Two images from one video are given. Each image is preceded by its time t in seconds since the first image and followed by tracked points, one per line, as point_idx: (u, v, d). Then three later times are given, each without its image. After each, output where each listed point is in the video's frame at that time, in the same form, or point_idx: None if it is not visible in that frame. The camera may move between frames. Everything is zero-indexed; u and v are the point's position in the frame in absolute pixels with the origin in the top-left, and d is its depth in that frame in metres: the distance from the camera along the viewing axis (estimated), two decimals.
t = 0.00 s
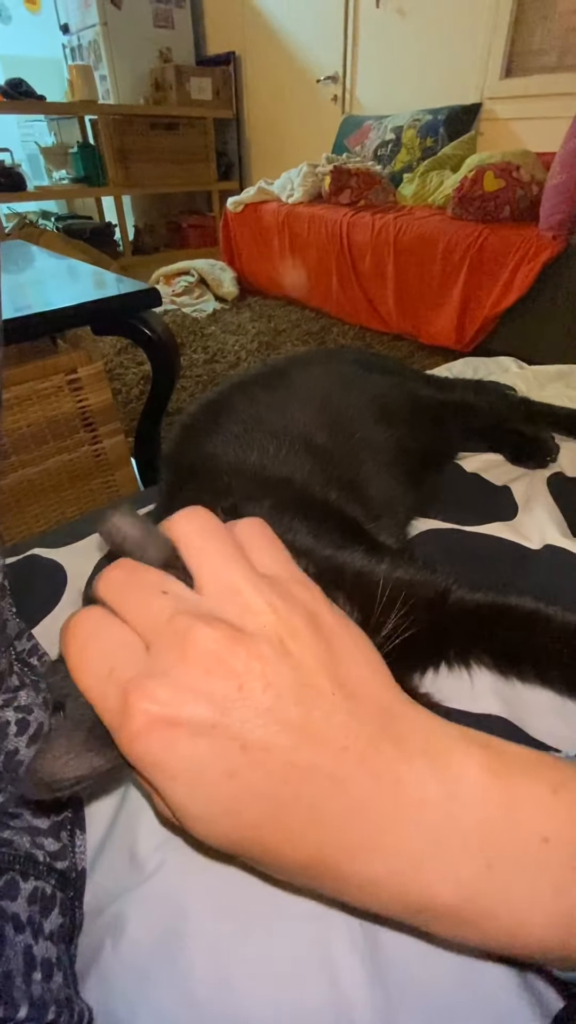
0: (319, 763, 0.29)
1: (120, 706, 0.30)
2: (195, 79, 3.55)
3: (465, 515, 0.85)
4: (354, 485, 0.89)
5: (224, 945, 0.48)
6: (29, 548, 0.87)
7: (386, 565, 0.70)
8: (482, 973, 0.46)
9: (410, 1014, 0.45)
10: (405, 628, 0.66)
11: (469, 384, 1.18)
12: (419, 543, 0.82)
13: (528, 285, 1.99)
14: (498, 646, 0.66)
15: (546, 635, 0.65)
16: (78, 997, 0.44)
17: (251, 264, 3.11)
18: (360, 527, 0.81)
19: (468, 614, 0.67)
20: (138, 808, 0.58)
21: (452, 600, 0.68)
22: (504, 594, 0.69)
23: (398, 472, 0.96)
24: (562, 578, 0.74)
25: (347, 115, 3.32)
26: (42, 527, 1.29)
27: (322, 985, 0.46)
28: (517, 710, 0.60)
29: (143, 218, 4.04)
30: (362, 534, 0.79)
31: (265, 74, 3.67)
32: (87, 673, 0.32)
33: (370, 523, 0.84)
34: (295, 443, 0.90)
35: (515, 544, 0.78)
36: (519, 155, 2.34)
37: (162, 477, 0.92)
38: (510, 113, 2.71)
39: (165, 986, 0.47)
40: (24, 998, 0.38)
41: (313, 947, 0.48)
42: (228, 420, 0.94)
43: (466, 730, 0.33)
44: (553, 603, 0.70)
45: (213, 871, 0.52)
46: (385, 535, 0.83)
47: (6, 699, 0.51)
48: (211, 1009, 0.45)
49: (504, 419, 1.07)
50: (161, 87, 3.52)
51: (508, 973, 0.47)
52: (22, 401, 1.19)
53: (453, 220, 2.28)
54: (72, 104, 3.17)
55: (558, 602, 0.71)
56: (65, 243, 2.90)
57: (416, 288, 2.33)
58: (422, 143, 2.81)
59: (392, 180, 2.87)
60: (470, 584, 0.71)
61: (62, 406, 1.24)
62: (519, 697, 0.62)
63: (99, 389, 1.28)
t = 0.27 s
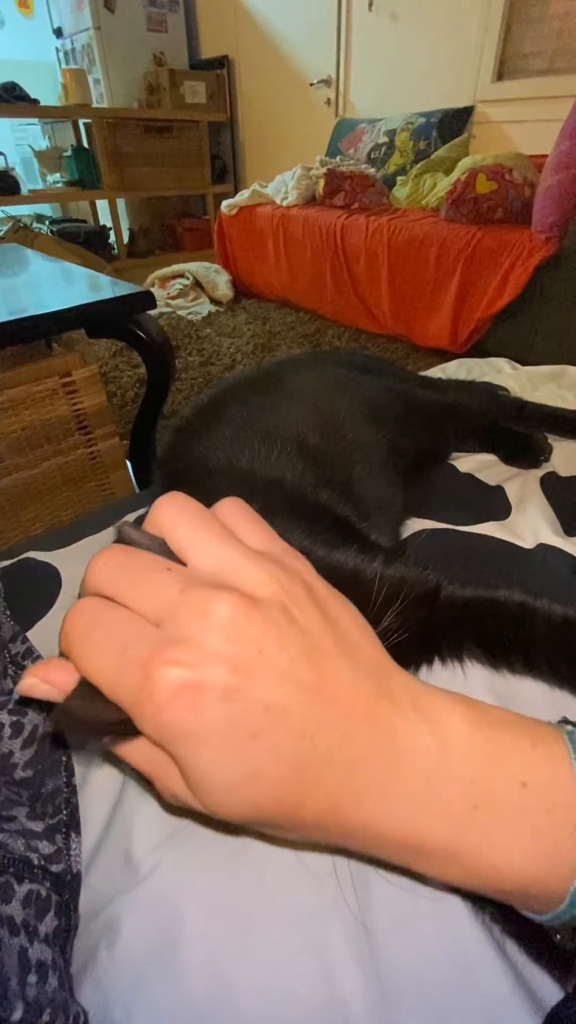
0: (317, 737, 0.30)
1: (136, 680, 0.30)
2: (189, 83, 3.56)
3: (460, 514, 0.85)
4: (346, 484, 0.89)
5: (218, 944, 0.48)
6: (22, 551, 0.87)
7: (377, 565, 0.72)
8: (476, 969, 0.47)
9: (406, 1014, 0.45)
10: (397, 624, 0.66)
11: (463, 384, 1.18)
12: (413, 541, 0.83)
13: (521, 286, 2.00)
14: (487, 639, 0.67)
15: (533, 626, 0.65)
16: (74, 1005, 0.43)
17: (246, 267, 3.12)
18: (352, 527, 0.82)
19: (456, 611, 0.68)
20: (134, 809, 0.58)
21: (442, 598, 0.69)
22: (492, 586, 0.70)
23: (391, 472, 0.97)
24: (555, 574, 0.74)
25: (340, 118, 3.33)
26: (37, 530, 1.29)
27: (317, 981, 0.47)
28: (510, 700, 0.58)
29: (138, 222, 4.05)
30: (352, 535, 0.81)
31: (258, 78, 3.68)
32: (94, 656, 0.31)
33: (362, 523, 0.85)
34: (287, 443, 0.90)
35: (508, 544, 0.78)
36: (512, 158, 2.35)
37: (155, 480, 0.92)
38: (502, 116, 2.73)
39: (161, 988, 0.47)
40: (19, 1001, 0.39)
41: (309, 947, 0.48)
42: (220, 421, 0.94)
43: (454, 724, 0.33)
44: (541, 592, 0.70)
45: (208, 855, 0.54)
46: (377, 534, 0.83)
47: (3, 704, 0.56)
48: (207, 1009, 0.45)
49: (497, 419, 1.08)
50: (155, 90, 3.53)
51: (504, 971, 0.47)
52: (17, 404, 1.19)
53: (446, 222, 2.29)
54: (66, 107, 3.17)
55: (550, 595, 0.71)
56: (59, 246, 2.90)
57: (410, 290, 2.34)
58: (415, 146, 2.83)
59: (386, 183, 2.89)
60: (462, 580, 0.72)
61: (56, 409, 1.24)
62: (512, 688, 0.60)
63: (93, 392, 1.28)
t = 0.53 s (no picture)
0: (340, 665, 0.31)
1: (175, 604, 0.30)
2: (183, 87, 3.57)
3: (451, 513, 0.86)
4: (338, 485, 0.89)
5: (211, 948, 0.48)
6: (15, 554, 0.87)
7: (370, 564, 0.72)
8: (470, 968, 0.47)
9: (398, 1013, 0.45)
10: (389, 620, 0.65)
11: (456, 385, 1.19)
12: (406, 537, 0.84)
13: (514, 287, 2.01)
14: (481, 633, 0.66)
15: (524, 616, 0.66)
16: (66, 1007, 0.44)
17: (240, 269, 3.13)
18: (345, 526, 0.82)
19: (451, 607, 0.67)
20: (126, 810, 0.57)
21: (434, 596, 0.68)
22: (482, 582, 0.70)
23: (383, 471, 0.97)
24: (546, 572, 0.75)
25: (333, 121, 3.35)
26: (31, 533, 1.28)
27: (310, 984, 0.47)
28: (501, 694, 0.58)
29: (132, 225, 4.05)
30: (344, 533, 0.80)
31: (251, 82, 3.69)
32: (137, 587, 0.31)
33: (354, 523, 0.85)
34: (280, 443, 0.90)
35: (501, 544, 0.79)
36: (504, 159, 2.37)
37: (147, 483, 0.92)
38: (494, 118, 2.75)
39: (152, 992, 0.46)
40: (10, 1004, 0.39)
41: (302, 949, 0.48)
42: (212, 423, 0.94)
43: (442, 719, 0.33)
44: (530, 587, 0.71)
45: (198, 851, 0.54)
46: (369, 533, 0.83)
47: None
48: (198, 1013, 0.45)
49: (490, 419, 1.09)
50: (149, 94, 3.54)
51: (496, 969, 0.47)
52: (10, 407, 1.18)
53: (439, 224, 2.30)
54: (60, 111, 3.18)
55: (541, 591, 0.71)
56: (53, 249, 2.89)
57: (403, 291, 2.35)
58: (408, 148, 2.84)
59: (379, 184, 2.90)
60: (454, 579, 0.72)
61: (50, 412, 1.23)
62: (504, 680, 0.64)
63: (87, 395, 1.28)
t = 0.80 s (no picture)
0: (358, 555, 0.40)
1: (233, 483, 0.39)
2: (177, 89, 3.57)
3: (446, 513, 0.87)
4: (331, 481, 0.88)
5: (208, 950, 0.48)
6: (10, 556, 0.87)
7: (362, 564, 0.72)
8: (464, 963, 0.47)
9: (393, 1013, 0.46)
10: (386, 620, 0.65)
11: (451, 385, 1.19)
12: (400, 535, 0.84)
13: (508, 287, 2.02)
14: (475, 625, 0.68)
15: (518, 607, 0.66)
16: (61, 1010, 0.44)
17: (236, 271, 3.13)
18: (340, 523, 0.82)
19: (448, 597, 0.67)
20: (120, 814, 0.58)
21: (430, 589, 0.68)
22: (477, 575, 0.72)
23: (377, 471, 0.97)
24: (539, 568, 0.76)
25: (327, 123, 3.35)
26: (27, 535, 1.29)
27: (306, 982, 0.47)
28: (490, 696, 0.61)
29: (127, 227, 4.05)
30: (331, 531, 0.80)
31: (246, 84, 3.71)
32: (197, 477, 0.40)
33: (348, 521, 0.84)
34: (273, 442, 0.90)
35: (495, 542, 0.79)
36: (497, 161, 2.38)
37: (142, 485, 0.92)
38: (487, 119, 2.76)
39: (148, 994, 0.47)
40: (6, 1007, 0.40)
41: (297, 950, 0.48)
42: (207, 423, 0.94)
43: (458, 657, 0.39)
44: (523, 579, 0.72)
45: (195, 848, 0.54)
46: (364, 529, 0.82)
47: None
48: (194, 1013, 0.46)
49: (485, 418, 1.10)
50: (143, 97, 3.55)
51: (491, 965, 0.48)
52: (5, 410, 1.18)
53: (434, 224, 2.31)
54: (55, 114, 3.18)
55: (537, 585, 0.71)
56: (48, 252, 2.89)
57: (398, 292, 2.36)
58: (402, 149, 2.85)
59: (374, 186, 2.90)
60: (450, 574, 0.72)
61: (45, 413, 1.23)
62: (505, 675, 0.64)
63: (82, 397, 1.27)
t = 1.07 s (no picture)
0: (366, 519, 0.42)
1: (247, 449, 0.42)
2: (173, 90, 3.57)
3: (444, 512, 0.87)
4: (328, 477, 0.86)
5: (205, 949, 0.48)
6: (7, 556, 0.87)
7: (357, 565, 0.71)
8: (464, 961, 0.48)
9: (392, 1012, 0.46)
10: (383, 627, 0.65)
11: (448, 384, 1.19)
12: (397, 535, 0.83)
13: (505, 287, 2.02)
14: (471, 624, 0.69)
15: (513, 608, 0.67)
16: (61, 1005, 0.47)
17: (233, 271, 3.13)
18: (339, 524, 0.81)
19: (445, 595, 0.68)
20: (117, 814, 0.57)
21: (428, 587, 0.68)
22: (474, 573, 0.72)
23: (374, 470, 0.96)
24: (536, 568, 0.76)
25: (324, 123, 3.36)
26: (25, 536, 1.29)
27: (304, 981, 0.47)
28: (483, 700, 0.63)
29: (124, 228, 4.05)
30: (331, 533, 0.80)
31: (242, 84, 3.71)
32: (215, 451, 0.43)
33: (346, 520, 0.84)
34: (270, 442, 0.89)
35: (492, 541, 0.80)
36: (493, 160, 2.38)
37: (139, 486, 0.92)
38: (484, 118, 2.76)
39: (145, 993, 0.47)
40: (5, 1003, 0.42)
41: (295, 949, 0.49)
42: (205, 422, 0.94)
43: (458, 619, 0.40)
44: (519, 577, 0.72)
45: (191, 848, 0.54)
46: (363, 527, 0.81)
47: None
48: (192, 1012, 0.46)
49: (482, 417, 1.10)
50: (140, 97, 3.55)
51: (490, 963, 0.48)
52: (2, 411, 1.18)
53: (431, 224, 2.31)
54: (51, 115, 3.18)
55: (534, 584, 0.71)
56: (45, 253, 2.89)
57: (395, 291, 2.36)
58: (399, 149, 2.85)
59: (371, 185, 2.90)
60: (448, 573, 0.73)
61: (42, 414, 1.23)
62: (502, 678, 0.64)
63: (80, 397, 1.27)
